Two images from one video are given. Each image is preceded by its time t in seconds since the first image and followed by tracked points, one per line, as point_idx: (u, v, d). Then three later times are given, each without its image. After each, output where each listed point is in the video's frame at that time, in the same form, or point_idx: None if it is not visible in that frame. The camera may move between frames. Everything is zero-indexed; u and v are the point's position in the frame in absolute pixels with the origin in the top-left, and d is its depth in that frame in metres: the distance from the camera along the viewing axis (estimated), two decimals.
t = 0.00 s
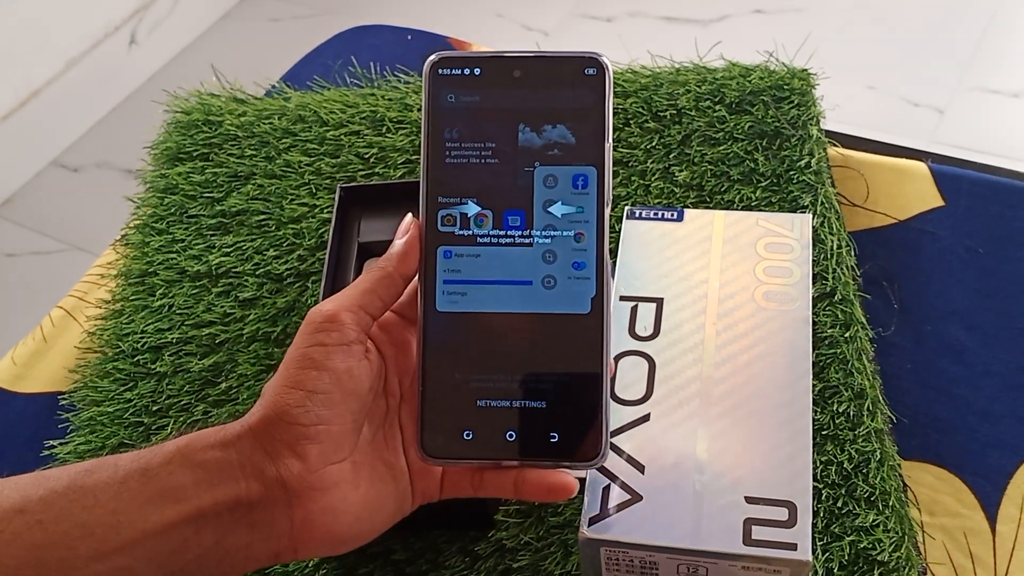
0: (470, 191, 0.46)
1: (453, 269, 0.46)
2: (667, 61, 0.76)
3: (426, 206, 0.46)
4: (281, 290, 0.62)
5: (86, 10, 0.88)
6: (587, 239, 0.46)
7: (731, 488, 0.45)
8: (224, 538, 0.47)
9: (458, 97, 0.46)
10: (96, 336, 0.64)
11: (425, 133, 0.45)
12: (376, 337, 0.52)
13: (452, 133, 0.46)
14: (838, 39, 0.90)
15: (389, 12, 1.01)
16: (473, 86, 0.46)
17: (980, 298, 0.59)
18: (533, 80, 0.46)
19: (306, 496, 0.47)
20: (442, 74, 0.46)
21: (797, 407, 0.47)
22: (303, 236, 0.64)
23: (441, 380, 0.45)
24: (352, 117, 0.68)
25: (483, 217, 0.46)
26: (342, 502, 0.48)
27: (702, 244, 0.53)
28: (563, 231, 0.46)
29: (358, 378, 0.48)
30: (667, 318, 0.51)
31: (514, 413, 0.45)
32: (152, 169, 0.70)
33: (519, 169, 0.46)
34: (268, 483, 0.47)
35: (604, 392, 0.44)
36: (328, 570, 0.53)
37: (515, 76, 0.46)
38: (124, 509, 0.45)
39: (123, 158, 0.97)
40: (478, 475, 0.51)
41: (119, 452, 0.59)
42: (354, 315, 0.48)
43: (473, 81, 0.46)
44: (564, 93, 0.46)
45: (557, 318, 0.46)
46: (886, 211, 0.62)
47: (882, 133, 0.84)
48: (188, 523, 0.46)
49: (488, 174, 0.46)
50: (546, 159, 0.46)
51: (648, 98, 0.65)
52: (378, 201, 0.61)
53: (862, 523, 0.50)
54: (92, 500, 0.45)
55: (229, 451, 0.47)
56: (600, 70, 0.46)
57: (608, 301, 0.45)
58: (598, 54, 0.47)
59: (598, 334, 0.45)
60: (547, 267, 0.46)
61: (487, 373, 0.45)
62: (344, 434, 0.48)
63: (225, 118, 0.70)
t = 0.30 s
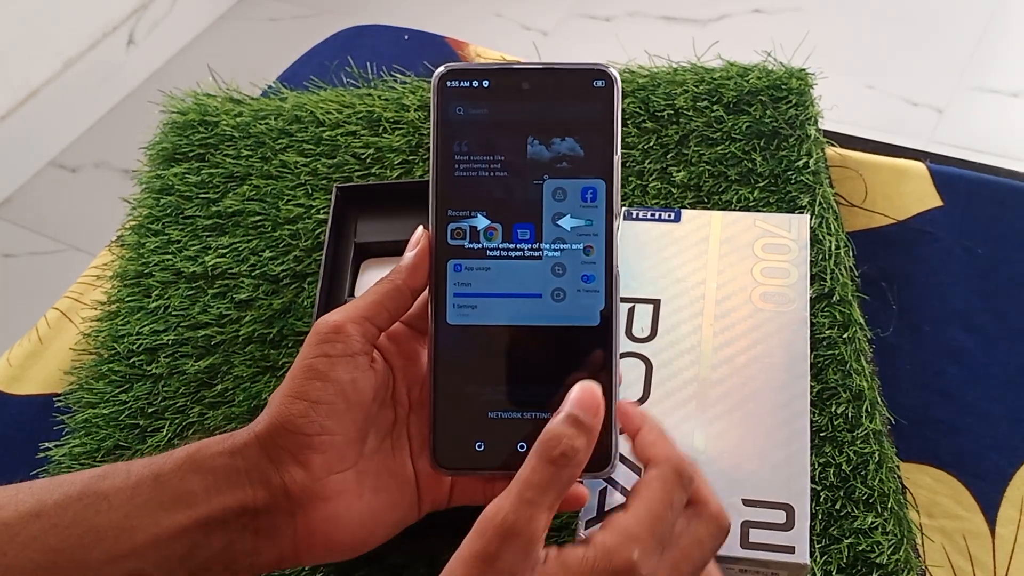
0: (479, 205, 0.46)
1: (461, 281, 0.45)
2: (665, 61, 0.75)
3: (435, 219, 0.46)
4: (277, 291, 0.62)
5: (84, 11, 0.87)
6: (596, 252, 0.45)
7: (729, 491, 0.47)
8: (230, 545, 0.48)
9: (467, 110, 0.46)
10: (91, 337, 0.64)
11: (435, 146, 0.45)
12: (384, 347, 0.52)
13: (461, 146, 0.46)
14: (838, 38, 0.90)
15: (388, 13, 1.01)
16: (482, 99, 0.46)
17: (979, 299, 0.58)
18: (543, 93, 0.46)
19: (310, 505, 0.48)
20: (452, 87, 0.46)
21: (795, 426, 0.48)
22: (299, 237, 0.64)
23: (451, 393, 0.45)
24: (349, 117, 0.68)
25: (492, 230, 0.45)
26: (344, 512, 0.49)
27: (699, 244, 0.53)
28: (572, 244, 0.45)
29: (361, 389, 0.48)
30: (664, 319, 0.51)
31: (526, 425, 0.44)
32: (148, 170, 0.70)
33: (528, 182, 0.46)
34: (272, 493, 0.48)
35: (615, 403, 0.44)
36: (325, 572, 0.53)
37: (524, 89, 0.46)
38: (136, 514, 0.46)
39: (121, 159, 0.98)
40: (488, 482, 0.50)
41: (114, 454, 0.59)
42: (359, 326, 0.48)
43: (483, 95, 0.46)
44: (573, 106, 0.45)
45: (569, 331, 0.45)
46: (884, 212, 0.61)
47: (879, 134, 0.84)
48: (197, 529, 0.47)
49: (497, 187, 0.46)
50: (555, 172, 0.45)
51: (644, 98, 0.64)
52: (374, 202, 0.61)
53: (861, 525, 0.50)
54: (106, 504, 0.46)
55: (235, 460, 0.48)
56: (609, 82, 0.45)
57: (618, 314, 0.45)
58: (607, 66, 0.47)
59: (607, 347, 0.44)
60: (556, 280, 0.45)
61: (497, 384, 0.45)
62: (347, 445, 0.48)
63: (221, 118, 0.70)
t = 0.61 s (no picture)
0: (503, 203, 0.45)
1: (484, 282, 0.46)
2: (667, 61, 0.75)
3: (459, 217, 0.46)
4: (280, 291, 0.62)
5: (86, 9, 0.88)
6: (620, 256, 0.45)
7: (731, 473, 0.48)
8: (239, 535, 0.49)
9: (494, 105, 0.45)
10: (95, 338, 0.64)
11: (461, 142, 0.45)
12: (401, 342, 0.52)
13: (486, 142, 0.45)
14: (838, 37, 0.90)
15: (388, 13, 1.01)
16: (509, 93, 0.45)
17: (982, 299, 0.58)
18: (572, 89, 0.45)
19: (318, 498, 0.50)
20: (480, 80, 0.45)
21: (797, 410, 0.49)
22: (302, 237, 0.64)
23: (469, 393, 0.46)
24: (351, 118, 0.68)
25: (516, 229, 0.45)
26: (352, 506, 0.50)
27: (702, 233, 0.55)
28: (596, 247, 0.45)
29: (375, 385, 0.48)
30: (669, 304, 0.53)
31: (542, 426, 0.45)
32: (151, 170, 0.70)
33: (554, 181, 0.45)
34: (282, 485, 0.49)
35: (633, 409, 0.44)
36: (330, 572, 0.54)
37: (552, 84, 0.45)
38: (148, 502, 0.47)
39: (122, 158, 0.98)
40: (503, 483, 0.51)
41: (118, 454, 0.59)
42: (375, 323, 0.48)
43: (510, 88, 0.45)
44: (603, 103, 0.45)
45: (590, 334, 0.45)
46: (887, 212, 0.61)
47: (881, 133, 0.84)
48: (208, 518, 0.48)
49: (523, 185, 0.45)
50: (582, 172, 0.45)
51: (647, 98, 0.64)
52: (377, 201, 0.61)
53: (864, 524, 0.51)
54: (119, 492, 0.47)
55: (248, 451, 0.49)
56: (641, 80, 0.44)
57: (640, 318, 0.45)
58: (639, 62, 0.46)
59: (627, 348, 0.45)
60: (579, 283, 0.45)
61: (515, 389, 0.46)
62: (358, 441, 0.49)
63: (224, 119, 0.70)
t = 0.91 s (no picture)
0: (501, 198, 0.46)
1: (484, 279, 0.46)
2: (666, 61, 0.75)
3: (456, 212, 0.46)
4: (281, 291, 0.62)
5: (84, 7, 0.88)
6: (620, 249, 0.45)
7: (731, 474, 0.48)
8: (237, 537, 0.49)
9: (490, 100, 0.46)
10: (95, 337, 0.64)
11: (457, 137, 0.45)
12: (401, 342, 0.53)
13: (483, 138, 0.46)
14: (838, 37, 0.90)
15: (388, 13, 1.01)
16: (505, 88, 0.46)
17: (981, 298, 0.59)
18: (567, 82, 0.46)
19: (317, 499, 0.50)
20: (475, 76, 0.46)
21: (798, 412, 0.49)
22: (302, 237, 0.64)
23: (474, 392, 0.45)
24: (351, 118, 0.68)
25: (514, 224, 0.46)
26: (350, 507, 0.50)
27: (702, 235, 0.55)
28: (595, 240, 0.45)
29: (373, 384, 0.49)
30: (668, 306, 0.53)
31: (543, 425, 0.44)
32: (151, 170, 0.70)
33: (551, 175, 0.46)
34: (281, 485, 0.50)
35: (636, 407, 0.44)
36: (329, 571, 0.54)
37: (547, 78, 0.46)
38: (146, 504, 0.47)
39: (122, 158, 0.98)
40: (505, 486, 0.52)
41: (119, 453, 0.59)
42: (373, 322, 0.48)
43: (505, 83, 0.46)
44: (599, 97, 0.45)
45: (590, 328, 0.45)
46: (886, 211, 0.61)
47: (881, 132, 0.84)
48: (206, 519, 0.48)
49: (521, 179, 0.46)
50: (579, 165, 0.45)
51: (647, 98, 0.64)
52: (377, 201, 0.61)
53: (864, 523, 0.51)
54: (117, 494, 0.48)
55: (245, 452, 0.49)
56: (637, 72, 0.45)
57: (641, 311, 0.45)
58: (632, 56, 0.46)
59: (631, 347, 0.45)
60: (579, 276, 0.45)
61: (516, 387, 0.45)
62: (356, 440, 0.50)
63: (224, 119, 0.70)
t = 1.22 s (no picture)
0: (510, 208, 0.45)
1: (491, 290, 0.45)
2: (668, 60, 0.75)
3: (464, 221, 0.46)
4: (283, 290, 0.62)
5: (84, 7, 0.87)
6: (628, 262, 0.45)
7: (734, 473, 0.48)
8: (244, 543, 0.50)
9: (501, 110, 0.46)
10: (98, 337, 0.64)
11: (467, 146, 0.45)
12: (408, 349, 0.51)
13: (493, 147, 0.46)
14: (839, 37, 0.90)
15: (389, 13, 1.01)
16: (516, 99, 0.46)
17: (983, 297, 0.59)
18: (578, 94, 0.46)
19: (322, 505, 0.51)
20: (486, 85, 0.46)
21: (800, 413, 0.50)
22: (305, 236, 0.64)
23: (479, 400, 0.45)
24: (353, 117, 0.68)
25: (522, 234, 0.45)
26: (355, 514, 0.51)
27: (705, 235, 0.55)
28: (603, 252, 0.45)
29: (379, 392, 0.48)
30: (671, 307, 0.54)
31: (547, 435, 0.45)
32: (153, 170, 0.70)
33: (559, 187, 0.45)
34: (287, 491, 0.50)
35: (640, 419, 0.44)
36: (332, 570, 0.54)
37: (558, 89, 0.46)
38: (154, 510, 0.47)
39: (123, 159, 0.98)
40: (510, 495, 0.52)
41: (122, 453, 0.60)
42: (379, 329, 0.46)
43: (516, 93, 0.46)
44: (609, 109, 0.45)
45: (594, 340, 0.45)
46: (888, 211, 0.61)
47: (882, 132, 0.84)
48: (213, 525, 0.48)
49: (529, 189, 0.46)
50: (588, 177, 0.45)
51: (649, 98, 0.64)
52: (379, 200, 0.61)
53: (867, 522, 0.51)
54: (124, 500, 0.47)
55: (253, 459, 0.49)
56: (647, 86, 0.45)
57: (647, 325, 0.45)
58: (644, 68, 0.46)
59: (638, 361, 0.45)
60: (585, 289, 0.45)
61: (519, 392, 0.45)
62: (361, 448, 0.50)
63: (226, 118, 0.70)
